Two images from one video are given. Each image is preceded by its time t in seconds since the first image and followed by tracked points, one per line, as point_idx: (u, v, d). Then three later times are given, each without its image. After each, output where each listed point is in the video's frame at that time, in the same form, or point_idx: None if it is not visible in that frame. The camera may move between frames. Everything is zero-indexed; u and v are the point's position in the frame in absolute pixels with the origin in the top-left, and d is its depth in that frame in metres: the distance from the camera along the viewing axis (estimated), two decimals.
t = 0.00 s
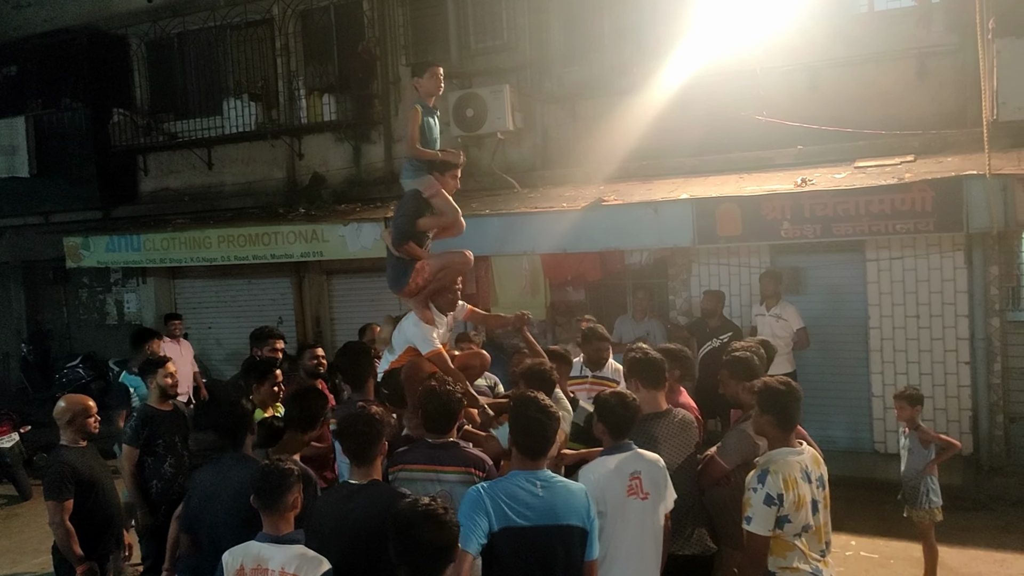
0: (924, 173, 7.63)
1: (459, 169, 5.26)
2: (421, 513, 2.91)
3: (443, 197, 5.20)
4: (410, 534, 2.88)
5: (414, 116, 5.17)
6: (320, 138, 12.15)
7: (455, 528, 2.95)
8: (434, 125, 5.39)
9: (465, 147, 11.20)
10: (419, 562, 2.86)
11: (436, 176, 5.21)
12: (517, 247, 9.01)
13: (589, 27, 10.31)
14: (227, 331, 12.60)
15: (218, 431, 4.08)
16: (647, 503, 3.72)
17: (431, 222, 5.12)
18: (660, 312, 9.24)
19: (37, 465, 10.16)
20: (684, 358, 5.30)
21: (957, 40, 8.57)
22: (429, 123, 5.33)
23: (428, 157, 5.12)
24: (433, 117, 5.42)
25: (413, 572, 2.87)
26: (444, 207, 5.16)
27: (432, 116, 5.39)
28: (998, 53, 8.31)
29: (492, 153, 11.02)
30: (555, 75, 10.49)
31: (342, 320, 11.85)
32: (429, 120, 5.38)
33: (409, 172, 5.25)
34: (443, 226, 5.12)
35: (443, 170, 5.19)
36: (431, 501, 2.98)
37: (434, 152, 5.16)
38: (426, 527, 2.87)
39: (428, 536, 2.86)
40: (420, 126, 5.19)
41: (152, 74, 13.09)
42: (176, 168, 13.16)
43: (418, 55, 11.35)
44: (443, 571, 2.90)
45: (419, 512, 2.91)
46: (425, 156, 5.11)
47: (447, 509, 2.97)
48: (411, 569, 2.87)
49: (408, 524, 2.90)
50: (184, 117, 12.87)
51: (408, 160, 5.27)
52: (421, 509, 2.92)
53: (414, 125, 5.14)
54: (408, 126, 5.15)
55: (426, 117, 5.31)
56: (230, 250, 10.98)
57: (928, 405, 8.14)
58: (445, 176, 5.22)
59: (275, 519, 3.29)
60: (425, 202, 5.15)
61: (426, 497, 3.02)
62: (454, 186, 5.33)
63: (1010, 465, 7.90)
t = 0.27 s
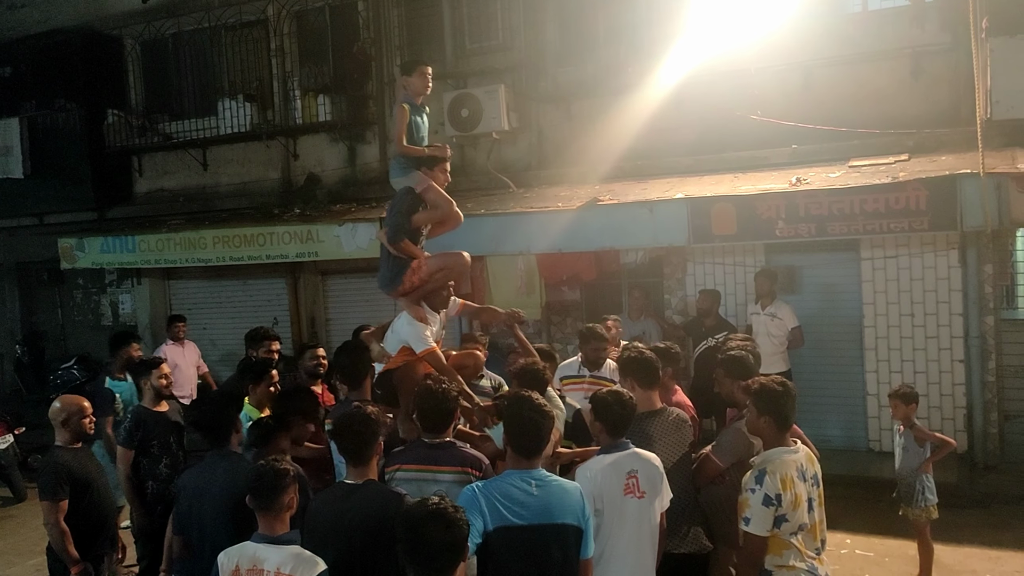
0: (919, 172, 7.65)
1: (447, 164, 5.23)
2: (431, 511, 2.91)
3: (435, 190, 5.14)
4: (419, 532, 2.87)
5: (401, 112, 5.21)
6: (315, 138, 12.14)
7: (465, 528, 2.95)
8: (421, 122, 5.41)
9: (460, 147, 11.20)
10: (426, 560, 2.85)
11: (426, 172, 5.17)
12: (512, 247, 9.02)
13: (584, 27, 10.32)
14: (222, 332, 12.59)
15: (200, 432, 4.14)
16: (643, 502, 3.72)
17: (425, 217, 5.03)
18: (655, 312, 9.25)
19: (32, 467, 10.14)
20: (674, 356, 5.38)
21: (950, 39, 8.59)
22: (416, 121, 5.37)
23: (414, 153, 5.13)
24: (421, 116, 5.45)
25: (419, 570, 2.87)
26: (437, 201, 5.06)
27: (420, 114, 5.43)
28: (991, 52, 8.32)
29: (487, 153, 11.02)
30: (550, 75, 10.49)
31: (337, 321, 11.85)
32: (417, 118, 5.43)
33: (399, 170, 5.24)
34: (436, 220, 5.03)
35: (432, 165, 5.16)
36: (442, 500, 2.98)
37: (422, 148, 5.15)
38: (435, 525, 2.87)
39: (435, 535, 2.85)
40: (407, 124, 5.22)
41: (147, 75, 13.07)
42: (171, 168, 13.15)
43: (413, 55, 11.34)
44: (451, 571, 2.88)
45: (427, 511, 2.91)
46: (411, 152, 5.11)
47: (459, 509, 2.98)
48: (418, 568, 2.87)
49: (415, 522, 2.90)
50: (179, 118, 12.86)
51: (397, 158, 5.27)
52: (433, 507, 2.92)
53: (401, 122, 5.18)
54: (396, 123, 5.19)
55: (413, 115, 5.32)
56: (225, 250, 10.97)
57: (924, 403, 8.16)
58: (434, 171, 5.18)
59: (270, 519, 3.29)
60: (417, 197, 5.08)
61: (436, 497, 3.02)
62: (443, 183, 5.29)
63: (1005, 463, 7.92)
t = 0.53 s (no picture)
0: (914, 172, 7.67)
1: (440, 161, 5.30)
2: (443, 511, 2.91)
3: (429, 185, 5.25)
4: (431, 532, 2.87)
5: (395, 114, 5.17)
6: (311, 139, 12.14)
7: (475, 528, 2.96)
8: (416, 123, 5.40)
9: (456, 147, 11.20)
10: (438, 560, 2.86)
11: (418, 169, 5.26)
12: (509, 247, 9.02)
13: (580, 27, 10.32)
14: (218, 333, 12.57)
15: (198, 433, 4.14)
16: (639, 502, 3.73)
17: (422, 211, 5.15)
18: (652, 312, 9.26)
19: (28, 469, 10.12)
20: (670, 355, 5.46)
21: (946, 39, 8.62)
22: (410, 123, 5.33)
23: (407, 153, 5.19)
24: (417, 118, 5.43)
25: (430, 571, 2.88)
26: (432, 195, 5.20)
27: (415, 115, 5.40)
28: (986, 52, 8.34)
29: (483, 154, 11.02)
30: (546, 76, 10.50)
31: (334, 322, 11.84)
32: (411, 119, 5.37)
33: (391, 169, 5.30)
34: (432, 212, 5.17)
35: (426, 163, 5.25)
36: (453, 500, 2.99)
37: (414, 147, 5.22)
38: (447, 526, 2.87)
39: (447, 536, 2.86)
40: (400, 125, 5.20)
41: (142, 76, 13.06)
42: (166, 169, 13.12)
43: (408, 56, 11.33)
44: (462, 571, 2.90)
45: (442, 511, 2.91)
46: (405, 150, 5.18)
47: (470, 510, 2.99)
48: (429, 568, 2.87)
49: (427, 522, 2.90)
50: (174, 119, 12.84)
51: (388, 158, 5.33)
52: (447, 508, 2.92)
53: (395, 124, 5.14)
54: (388, 124, 5.18)
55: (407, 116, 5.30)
56: (221, 251, 10.95)
57: (920, 402, 8.18)
58: (428, 168, 5.26)
59: (268, 521, 3.29)
60: (413, 192, 5.17)
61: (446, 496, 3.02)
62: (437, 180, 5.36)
63: (1000, 462, 7.94)
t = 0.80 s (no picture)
0: (912, 171, 7.67)
1: (438, 165, 5.26)
2: (448, 511, 2.91)
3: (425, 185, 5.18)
4: (436, 532, 2.87)
5: (394, 117, 5.13)
6: (308, 139, 12.13)
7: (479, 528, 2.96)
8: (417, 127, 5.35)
9: (453, 147, 11.20)
10: (443, 559, 2.86)
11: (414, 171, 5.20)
12: (506, 247, 9.01)
13: (578, 28, 10.33)
14: (216, 333, 12.56)
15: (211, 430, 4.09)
16: (636, 501, 3.73)
17: (418, 210, 5.08)
18: (649, 311, 9.27)
19: (26, 470, 10.10)
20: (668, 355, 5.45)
21: (942, 39, 8.64)
22: (410, 126, 5.28)
23: (404, 156, 5.15)
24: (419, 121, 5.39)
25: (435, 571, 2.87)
26: (428, 193, 5.14)
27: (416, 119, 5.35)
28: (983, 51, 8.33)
29: (481, 154, 11.02)
30: (543, 76, 10.50)
31: (331, 322, 11.84)
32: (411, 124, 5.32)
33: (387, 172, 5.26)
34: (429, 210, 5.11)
35: (422, 166, 5.20)
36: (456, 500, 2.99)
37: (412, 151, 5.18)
38: (452, 525, 2.88)
39: (452, 535, 2.86)
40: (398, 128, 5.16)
41: (140, 77, 13.05)
42: (164, 170, 13.11)
43: (406, 56, 11.33)
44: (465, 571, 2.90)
45: (446, 510, 2.92)
46: (401, 152, 5.14)
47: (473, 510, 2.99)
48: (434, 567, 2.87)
49: (432, 522, 2.90)
50: (171, 120, 12.83)
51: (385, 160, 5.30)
52: (452, 507, 2.92)
53: (393, 127, 5.12)
54: (386, 127, 5.13)
55: (407, 119, 5.27)
56: (218, 252, 10.94)
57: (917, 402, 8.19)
58: (425, 171, 5.22)
59: (265, 521, 3.28)
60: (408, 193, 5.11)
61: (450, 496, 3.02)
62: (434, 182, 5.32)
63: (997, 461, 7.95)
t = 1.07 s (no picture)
0: (910, 172, 7.67)
1: (437, 164, 5.26)
2: (448, 511, 2.91)
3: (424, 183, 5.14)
4: (437, 532, 2.87)
5: (394, 117, 5.12)
6: (307, 140, 12.14)
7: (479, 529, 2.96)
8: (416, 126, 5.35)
9: (452, 148, 11.20)
10: (443, 560, 2.86)
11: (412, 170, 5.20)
12: (505, 248, 9.01)
13: (577, 28, 10.32)
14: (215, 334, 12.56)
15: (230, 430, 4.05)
16: (634, 501, 3.73)
17: (418, 210, 5.03)
18: (648, 312, 9.27)
19: (25, 471, 10.09)
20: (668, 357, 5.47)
21: (941, 39, 8.64)
22: (410, 127, 5.28)
23: (403, 158, 5.16)
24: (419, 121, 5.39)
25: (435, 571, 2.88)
26: (427, 191, 5.07)
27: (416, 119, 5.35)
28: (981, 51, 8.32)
29: (479, 155, 11.02)
30: (542, 76, 10.51)
31: (330, 322, 11.84)
32: (410, 123, 5.32)
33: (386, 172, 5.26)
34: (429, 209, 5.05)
35: (421, 166, 5.20)
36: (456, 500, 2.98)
37: (411, 151, 5.20)
38: (454, 526, 2.88)
39: (453, 536, 2.86)
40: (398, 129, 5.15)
41: (139, 77, 13.04)
42: (163, 171, 13.11)
43: (405, 56, 11.32)
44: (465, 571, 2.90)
45: (448, 510, 2.92)
46: (401, 154, 5.15)
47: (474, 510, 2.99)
48: (433, 567, 2.88)
49: (433, 522, 2.90)
50: (170, 120, 12.83)
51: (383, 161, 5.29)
52: (451, 508, 2.92)
53: (393, 127, 5.12)
54: (386, 130, 5.12)
55: (406, 119, 5.27)
56: (218, 252, 10.94)
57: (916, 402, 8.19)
58: (425, 171, 5.21)
59: (263, 521, 3.28)
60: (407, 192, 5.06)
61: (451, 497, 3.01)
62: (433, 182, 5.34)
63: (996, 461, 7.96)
